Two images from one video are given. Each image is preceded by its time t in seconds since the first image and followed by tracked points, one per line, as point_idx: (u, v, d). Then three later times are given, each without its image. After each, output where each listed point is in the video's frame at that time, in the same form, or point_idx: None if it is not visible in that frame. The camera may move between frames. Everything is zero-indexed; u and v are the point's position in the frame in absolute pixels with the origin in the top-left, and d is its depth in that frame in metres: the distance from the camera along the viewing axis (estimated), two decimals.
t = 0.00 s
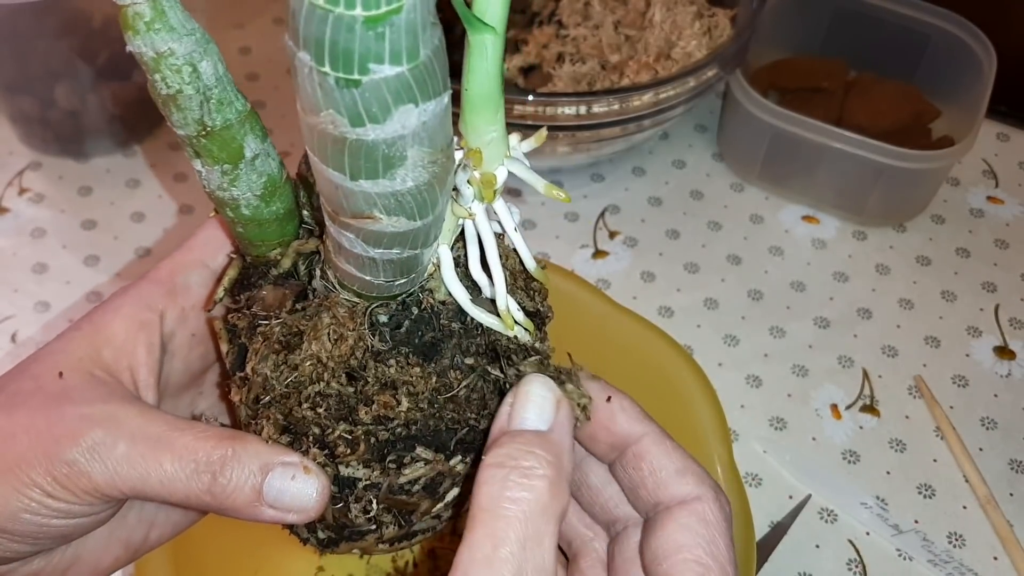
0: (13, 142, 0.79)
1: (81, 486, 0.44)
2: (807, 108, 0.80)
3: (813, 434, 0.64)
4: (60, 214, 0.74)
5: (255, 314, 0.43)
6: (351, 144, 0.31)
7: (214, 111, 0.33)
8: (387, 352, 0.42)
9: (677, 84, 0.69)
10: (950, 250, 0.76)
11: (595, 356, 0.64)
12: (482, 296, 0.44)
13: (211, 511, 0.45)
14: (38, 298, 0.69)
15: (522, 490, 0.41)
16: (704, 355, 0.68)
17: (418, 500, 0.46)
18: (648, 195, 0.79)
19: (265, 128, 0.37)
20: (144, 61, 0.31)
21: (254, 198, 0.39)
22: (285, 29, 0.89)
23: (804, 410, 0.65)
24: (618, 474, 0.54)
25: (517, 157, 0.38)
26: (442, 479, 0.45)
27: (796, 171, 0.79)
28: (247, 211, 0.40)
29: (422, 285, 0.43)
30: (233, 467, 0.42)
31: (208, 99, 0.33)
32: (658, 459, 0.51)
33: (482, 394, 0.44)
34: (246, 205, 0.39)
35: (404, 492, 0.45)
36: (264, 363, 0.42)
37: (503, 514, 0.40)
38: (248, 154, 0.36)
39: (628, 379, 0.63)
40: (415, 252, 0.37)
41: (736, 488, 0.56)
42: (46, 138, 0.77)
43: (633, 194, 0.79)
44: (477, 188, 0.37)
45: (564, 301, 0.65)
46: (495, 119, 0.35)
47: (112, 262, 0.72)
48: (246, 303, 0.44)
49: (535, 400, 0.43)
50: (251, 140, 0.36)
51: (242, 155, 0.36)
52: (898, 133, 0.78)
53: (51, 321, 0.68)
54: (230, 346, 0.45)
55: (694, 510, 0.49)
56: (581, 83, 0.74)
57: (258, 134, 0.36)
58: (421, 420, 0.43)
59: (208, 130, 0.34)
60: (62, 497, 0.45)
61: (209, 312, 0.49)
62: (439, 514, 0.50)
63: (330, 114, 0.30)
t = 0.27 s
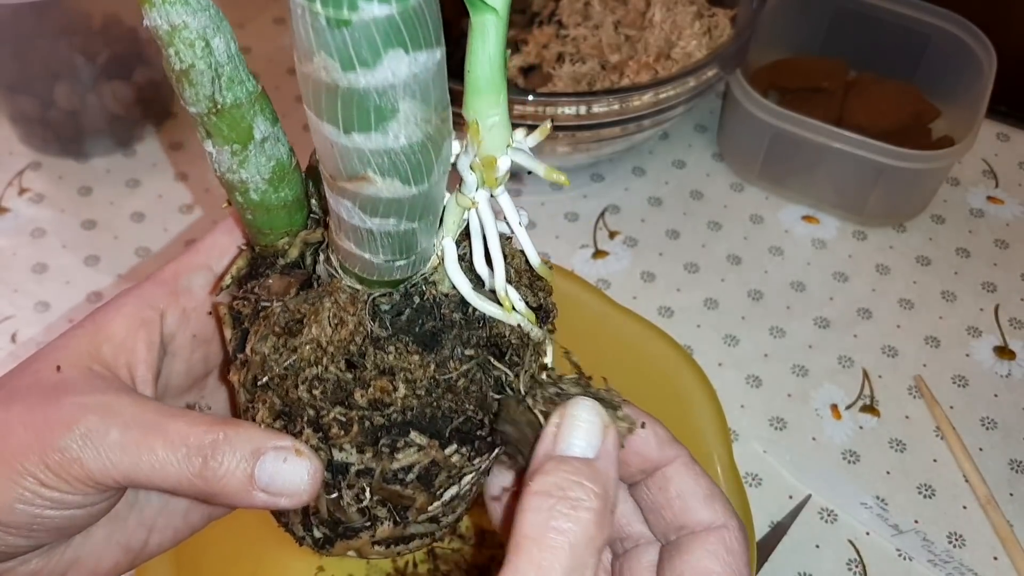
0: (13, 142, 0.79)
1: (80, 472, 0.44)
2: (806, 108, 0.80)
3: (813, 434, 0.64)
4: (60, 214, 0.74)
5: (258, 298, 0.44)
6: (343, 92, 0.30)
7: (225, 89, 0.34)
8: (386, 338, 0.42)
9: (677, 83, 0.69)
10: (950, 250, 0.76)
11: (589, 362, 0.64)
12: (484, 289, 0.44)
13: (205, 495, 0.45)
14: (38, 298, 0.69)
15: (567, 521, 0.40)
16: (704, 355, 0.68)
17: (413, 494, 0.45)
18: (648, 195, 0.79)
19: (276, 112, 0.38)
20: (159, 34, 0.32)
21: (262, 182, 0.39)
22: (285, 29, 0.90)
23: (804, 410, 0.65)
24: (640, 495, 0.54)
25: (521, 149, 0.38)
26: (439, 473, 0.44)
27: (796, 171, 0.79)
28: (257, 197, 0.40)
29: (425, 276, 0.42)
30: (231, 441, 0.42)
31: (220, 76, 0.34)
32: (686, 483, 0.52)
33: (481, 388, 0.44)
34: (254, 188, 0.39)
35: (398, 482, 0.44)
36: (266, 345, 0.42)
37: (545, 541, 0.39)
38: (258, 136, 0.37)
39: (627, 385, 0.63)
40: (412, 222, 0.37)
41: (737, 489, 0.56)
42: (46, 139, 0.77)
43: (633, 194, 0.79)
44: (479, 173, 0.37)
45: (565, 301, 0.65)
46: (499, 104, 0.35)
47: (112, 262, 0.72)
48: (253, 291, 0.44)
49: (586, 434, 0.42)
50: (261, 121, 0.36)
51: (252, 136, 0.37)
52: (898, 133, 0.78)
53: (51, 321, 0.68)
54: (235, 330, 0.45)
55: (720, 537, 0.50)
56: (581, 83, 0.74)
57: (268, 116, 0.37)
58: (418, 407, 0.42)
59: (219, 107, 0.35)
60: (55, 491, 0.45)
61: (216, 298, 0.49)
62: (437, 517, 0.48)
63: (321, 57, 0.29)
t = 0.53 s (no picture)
0: (13, 142, 0.79)
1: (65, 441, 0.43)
2: (806, 108, 0.80)
3: (813, 434, 0.64)
4: (60, 214, 0.74)
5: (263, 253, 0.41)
6: None
7: (249, 46, 0.34)
8: (374, 295, 0.38)
9: (677, 84, 0.69)
10: (950, 250, 0.76)
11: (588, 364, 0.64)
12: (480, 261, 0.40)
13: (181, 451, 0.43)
14: (38, 298, 0.69)
15: (574, 545, 0.40)
16: (704, 355, 0.68)
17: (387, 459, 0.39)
18: (648, 195, 0.79)
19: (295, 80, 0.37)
20: None
21: (277, 149, 0.37)
22: (285, 29, 0.90)
23: (804, 410, 0.65)
24: (654, 514, 0.55)
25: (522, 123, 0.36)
26: (415, 434, 0.38)
27: (796, 171, 0.79)
28: (270, 163, 0.38)
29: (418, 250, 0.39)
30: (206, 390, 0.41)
31: (243, 34, 0.34)
32: (697, 505, 0.52)
33: (468, 348, 0.39)
34: (269, 153, 0.38)
35: (369, 437, 0.38)
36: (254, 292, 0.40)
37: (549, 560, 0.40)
38: (276, 99, 0.36)
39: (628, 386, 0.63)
40: (408, 160, 0.33)
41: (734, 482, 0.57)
42: (46, 139, 0.77)
43: (633, 194, 0.79)
44: (476, 139, 0.35)
45: (566, 302, 0.65)
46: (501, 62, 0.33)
47: (112, 262, 0.72)
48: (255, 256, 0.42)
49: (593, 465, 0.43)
50: (281, 86, 0.36)
51: (272, 97, 0.36)
52: (898, 134, 0.78)
53: (51, 321, 0.68)
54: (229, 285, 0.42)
55: (730, 559, 0.50)
56: (581, 84, 0.74)
57: (290, 83, 0.36)
58: (400, 363, 0.38)
59: (242, 65, 0.34)
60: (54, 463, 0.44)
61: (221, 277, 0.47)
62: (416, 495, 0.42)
63: None
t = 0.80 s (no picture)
0: (13, 142, 0.79)
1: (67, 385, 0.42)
2: (806, 108, 0.80)
3: (813, 434, 0.64)
4: (60, 214, 0.74)
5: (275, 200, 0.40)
6: None
7: (267, 7, 0.38)
8: (371, 221, 0.38)
9: (677, 84, 0.69)
10: (950, 250, 0.76)
11: (590, 368, 0.65)
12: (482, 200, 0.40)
13: (177, 376, 0.42)
14: (38, 298, 0.69)
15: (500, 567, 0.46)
16: (704, 355, 0.68)
17: (368, 382, 0.37)
18: (648, 195, 0.79)
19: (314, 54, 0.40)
20: None
21: (292, 109, 0.40)
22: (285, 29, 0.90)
23: (804, 410, 0.65)
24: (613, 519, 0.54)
25: (523, 80, 0.38)
26: (400, 349, 0.37)
27: (796, 171, 0.79)
28: (283, 125, 0.40)
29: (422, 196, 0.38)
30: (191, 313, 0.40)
31: None
32: (642, 504, 0.52)
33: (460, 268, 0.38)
34: (283, 112, 0.40)
35: (351, 352, 0.37)
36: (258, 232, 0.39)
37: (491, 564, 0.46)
38: (292, 59, 0.39)
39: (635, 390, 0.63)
40: (403, 74, 0.34)
41: (736, 487, 0.55)
42: (46, 139, 0.77)
43: (633, 194, 0.79)
44: (477, 83, 0.36)
45: (561, 301, 0.65)
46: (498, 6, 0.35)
47: (111, 262, 0.72)
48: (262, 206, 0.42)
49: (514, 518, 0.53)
50: (296, 48, 0.39)
51: (287, 56, 0.39)
52: (898, 134, 0.78)
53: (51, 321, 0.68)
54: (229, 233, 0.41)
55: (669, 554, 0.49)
56: (581, 83, 0.74)
57: (306, 47, 0.39)
58: (388, 285, 0.37)
59: (261, 24, 0.38)
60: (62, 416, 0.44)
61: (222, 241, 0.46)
62: (402, 437, 0.39)
63: None
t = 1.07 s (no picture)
0: (13, 143, 0.79)
1: (75, 322, 0.41)
2: (806, 108, 0.80)
3: (813, 434, 0.64)
4: (60, 214, 0.74)
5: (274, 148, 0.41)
6: None
7: None
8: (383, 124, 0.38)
9: (677, 84, 0.69)
10: (951, 250, 0.76)
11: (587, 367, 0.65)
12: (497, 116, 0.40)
13: (187, 299, 0.40)
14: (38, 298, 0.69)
15: None
16: (705, 355, 0.68)
17: (382, 260, 0.37)
18: (648, 195, 0.79)
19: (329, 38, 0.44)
20: None
21: (306, 79, 0.42)
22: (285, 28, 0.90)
23: (804, 410, 0.65)
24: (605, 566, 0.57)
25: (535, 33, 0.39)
26: (417, 229, 0.37)
27: (796, 171, 0.79)
28: (298, 93, 0.42)
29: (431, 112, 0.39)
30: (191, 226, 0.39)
31: None
32: (639, 556, 0.54)
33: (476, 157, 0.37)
34: (298, 82, 0.42)
35: (364, 230, 0.37)
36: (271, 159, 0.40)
37: None
38: (309, 36, 0.43)
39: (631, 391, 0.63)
40: None
41: (735, 489, 0.55)
42: (46, 139, 0.77)
43: (633, 194, 0.79)
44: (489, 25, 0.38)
45: (560, 304, 0.65)
46: None
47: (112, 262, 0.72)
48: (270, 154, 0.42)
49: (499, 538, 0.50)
50: (311, 24, 0.43)
51: (304, 32, 0.43)
52: (899, 134, 0.78)
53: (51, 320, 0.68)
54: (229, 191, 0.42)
55: None
56: (581, 83, 0.74)
57: (320, 27, 0.43)
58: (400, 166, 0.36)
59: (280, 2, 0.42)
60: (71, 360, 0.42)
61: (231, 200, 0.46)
62: (421, 332, 0.38)
63: None
